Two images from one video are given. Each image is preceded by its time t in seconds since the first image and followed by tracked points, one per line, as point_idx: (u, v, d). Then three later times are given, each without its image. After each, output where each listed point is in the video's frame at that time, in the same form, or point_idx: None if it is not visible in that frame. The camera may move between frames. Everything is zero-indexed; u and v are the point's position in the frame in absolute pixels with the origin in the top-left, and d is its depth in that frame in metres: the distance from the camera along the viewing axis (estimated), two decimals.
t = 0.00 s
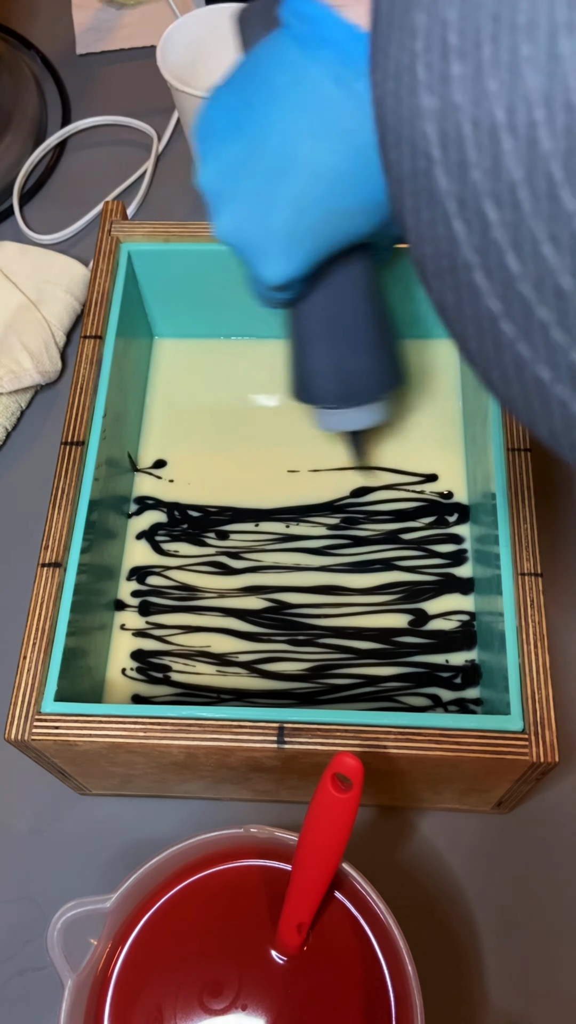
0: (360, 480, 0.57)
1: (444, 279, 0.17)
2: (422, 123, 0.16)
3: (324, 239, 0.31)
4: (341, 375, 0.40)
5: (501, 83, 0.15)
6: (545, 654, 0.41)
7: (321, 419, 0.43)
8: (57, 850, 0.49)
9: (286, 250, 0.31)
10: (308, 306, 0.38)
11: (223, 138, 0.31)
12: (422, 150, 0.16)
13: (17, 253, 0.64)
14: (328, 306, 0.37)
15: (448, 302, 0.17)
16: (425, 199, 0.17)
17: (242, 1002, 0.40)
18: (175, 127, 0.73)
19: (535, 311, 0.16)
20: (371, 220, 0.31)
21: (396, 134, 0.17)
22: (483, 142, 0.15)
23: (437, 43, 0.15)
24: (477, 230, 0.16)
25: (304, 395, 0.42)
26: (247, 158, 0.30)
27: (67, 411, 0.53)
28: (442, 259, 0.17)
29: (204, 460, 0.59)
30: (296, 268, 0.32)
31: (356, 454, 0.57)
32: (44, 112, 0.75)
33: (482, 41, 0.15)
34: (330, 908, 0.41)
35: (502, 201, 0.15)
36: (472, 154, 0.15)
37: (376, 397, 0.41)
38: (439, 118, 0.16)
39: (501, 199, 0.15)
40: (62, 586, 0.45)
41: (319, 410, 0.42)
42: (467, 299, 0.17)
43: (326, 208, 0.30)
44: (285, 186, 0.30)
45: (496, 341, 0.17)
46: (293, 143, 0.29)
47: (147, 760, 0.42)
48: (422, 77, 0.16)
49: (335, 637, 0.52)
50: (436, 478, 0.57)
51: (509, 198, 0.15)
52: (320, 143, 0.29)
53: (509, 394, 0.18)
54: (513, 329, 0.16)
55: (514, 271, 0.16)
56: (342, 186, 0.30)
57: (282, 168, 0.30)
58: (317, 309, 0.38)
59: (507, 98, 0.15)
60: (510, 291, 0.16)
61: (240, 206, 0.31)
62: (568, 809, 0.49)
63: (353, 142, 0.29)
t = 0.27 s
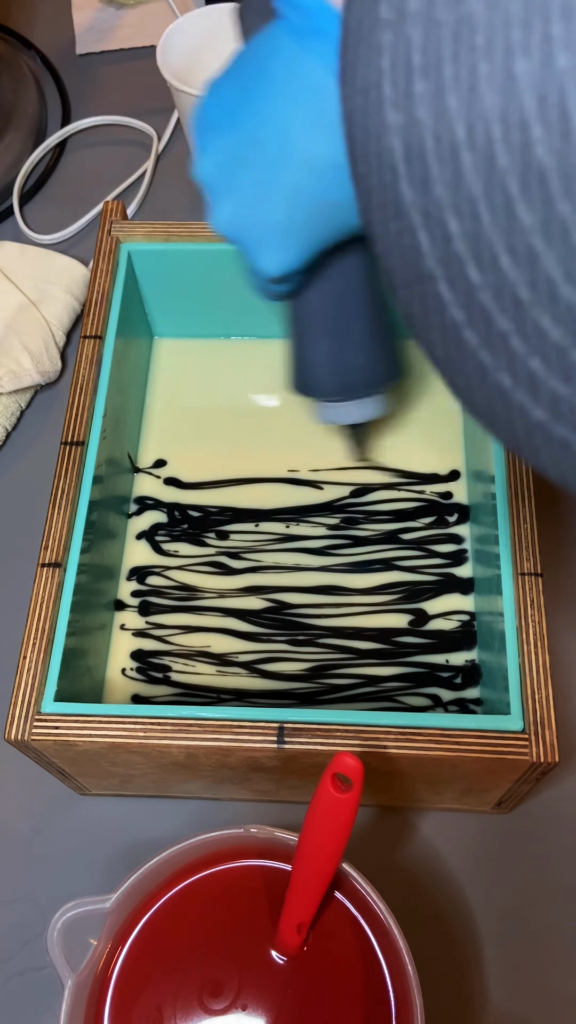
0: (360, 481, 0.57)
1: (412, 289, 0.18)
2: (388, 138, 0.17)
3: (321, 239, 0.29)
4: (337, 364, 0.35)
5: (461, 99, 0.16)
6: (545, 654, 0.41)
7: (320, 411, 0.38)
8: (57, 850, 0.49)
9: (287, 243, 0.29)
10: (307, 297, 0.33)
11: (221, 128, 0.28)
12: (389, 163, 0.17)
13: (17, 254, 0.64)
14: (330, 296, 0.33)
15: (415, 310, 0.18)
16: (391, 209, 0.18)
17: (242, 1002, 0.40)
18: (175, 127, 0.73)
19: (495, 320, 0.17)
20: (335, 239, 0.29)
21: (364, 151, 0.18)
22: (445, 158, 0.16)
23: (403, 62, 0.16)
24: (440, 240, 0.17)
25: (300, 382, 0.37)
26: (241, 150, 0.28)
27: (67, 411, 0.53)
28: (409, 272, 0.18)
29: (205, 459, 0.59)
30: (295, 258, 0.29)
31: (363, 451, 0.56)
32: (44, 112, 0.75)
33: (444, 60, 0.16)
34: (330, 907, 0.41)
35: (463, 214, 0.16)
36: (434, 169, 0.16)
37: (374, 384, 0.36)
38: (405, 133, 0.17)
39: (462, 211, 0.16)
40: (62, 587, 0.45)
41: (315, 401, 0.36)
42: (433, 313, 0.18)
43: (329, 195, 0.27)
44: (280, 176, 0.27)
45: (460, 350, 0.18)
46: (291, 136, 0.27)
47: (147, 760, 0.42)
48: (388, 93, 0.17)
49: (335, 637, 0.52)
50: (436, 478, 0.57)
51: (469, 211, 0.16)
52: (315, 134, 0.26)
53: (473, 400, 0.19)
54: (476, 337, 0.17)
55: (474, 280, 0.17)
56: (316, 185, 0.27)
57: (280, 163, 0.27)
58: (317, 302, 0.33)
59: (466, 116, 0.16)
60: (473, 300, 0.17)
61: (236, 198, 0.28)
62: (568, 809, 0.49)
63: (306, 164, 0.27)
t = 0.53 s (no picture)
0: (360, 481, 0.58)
1: (428, 246, 0.18)
2: (407, 95, 0.17)
3: (256, 253, 0.35)
4: (266, 380, 0.40)
5: (484, 53, 0.16)
6: (545, 654, 0.41)
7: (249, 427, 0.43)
8: (57, 850, 0.49)
9: (221, 259, 0.34)
10: (242, 310, 0.39)
11: (164, 138, 0.34)
12: (408, 121, 0.17)
13: (17, 254, 0.64)
14: (263, 312, 0.39)
15: (432, 271, 0.19)
16: (410, 170, 0.18)
17: (242, 1002, 0.40)
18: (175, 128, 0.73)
19: (516, 279, 0.17)
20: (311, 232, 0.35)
21: (383, 107, 0.18)
22: (467, 115, 0.16)
23: (422, 19, 0.16)
24: (461, 195, 0.17)
25: (228, 399, 0.42)
26: (183, 164, 0.33)
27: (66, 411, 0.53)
28: (427, 231, 0.18)
29: (205, 459, 0.59)
30: (226, 275, 0.35)
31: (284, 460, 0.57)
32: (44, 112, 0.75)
33: (466, 13, 0.16)
34: (330, 907, 0.41)
35: (485, 171, 0.16)
36: (455, 125, 0.16)
37: (299, 405, 0.41)
38: (424, 89, 0.17)
39: (483, 169, 0.16)
40: (62, 586, 0.45)
41: (245, 416, 0.41)
42: (451, 270, 0.18)
43: (267, 213, 0.33)
44: (226, 191, 0.33)
45: (478, 309, 0.18)
46: (234, 158, 0.32)
47: (147, 760, 0.42)
48: (407, 49, 0.17)
49: (335, 637, 0.52)
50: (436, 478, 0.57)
51: (491, 167, 0.16)
52: (255, 154, 0.32)
53: (492, 364, 0.19)
54: (495, 299, 0.17)
55: (495, 240, 0.17)
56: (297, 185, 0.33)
57: (222, 179, 0.33)
58: (252, 314, 0.39)
59: (489, 69, 0.16)
60: (492, 260, 0.17)
61: (172, 212, 0.34)
62: (567, 810, 0.49)
63: (292, 157, 0.32)
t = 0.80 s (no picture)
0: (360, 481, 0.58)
1: (440, 241, 0.18)
2: (416, 85, 0.16)
3: (213, 234, 0.35)
4: (222, 365, 0.42)
5: (496, 43, 0.15)
6: (545, 654, 0.41)
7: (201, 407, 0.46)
8: (57, 850, 0.49)
9: (177, 237, 0.34)
10: (196, 294, 0.41)
11: (127, 113, 0.34)
12: (418, 112, 0.16)
13: (17, 254, 0.64)
14: (218, 297, 0.40)
15: (443, 264, 0.18)
16: (420, 161, 0.17)
17: (242, 1002, 0.40)
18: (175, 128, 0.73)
19: (527, 273, 0.16)
20: (278, 213, 0.36)
21: (391, 97, 0.17)
22: (478, 105, 0.15)
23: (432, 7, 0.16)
24: (472, 189, 0.16)
25: (186, 382, 0.45)
26: (143, 139, 0.33)
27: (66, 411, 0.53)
28: (438, 223, 0.18)
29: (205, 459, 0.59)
30: (182, 252, 0.35)
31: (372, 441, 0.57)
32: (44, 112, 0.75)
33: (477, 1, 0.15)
34: (330, 907, 0.42)
35: (496, 163, 0.16)
36: (466, 116, 0.16)
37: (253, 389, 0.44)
38: (434, 80, 0.16)
39: (494, 159, 0.16)
40: (62, 586, 0.45)
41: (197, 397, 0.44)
42: (462, 265, 0.18)
43: (225, 197, 0.33)
44: (181, 171, 0.33)
45: (490, 302, 0.17)
46: (191, 138, 0.32)
47: (147, 760, 0.42)
48: (417, 39, 0.16)
49: (335, 637, 0.52)
50: (436, 478, 0.57)
51: (503, 159, 0.15)
52: (216, 135, 0.32)
53: (500, 352, 0.18)
54: (506, 291, 0.17)
55: (506, 232, 0.16)
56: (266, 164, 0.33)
57: (182, 159, 0.33)
58: (212, 303, 0.41)
59: (502, 59, 0.15)
60: (504, 253, 0.16)
61: (131, 190, 0.34)
62: (567, 809, 0.49)
63: (251, 140, 0.32)
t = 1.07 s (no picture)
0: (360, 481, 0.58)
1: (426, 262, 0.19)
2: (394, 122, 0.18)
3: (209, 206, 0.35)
4: (209, 337, 0.42)
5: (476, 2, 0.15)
6: (545, 654, 0.41)
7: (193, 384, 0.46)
8: (57, 850, 0.49)
9: (169, 210, 0.35)
10: (186, 265, 0.40)
11: (126, 88, 0.33)
12: (401, 71, 0.17)
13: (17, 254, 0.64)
14: (205, 274, 0.40)
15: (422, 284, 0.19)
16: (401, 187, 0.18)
17: (242, 1002, 0.40)
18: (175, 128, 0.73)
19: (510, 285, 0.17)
20: (269, 185, 0.35)
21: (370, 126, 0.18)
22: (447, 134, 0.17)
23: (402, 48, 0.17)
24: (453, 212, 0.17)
25: (174, 359, 0.44)
26: (137, 108, 0.33)
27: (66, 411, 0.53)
28: (420, 181, 0.18)
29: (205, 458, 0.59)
30: (174, 228, 0.36)
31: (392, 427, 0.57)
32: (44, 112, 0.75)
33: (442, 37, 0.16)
34: (330, 907, 0.42)
35: (467, 188, 0.17)
36: (448, 75, 0.16)
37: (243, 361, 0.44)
38: (417, 40, 0.16)
39: (466, 185, 0.17)
40: (62, 586, 0.45)
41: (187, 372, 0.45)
42: (442, 221, 0.18)
43: (221, 169, 0.33)
44: (174, 142, 0.33)
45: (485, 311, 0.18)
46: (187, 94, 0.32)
47: (147, 760, 0.42)
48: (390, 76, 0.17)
49: (334, 637, 0.52)
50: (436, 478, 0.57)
51: (474, 183, 0.17)
52: (209, 106, 0.32)
53: (481, 312, 0.19)
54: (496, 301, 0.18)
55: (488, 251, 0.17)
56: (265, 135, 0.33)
57: (176, 131, 0.33)
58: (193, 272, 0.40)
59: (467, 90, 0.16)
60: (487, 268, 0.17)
61: (126, 157, 0.34)
62: (567, 809, 0.49)
63: (241, 112, 0.32)
